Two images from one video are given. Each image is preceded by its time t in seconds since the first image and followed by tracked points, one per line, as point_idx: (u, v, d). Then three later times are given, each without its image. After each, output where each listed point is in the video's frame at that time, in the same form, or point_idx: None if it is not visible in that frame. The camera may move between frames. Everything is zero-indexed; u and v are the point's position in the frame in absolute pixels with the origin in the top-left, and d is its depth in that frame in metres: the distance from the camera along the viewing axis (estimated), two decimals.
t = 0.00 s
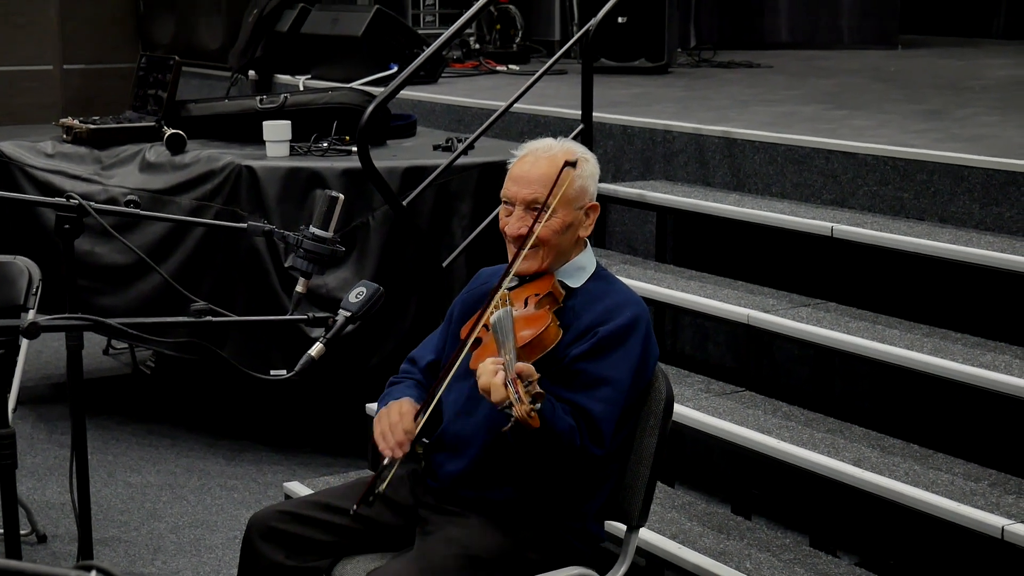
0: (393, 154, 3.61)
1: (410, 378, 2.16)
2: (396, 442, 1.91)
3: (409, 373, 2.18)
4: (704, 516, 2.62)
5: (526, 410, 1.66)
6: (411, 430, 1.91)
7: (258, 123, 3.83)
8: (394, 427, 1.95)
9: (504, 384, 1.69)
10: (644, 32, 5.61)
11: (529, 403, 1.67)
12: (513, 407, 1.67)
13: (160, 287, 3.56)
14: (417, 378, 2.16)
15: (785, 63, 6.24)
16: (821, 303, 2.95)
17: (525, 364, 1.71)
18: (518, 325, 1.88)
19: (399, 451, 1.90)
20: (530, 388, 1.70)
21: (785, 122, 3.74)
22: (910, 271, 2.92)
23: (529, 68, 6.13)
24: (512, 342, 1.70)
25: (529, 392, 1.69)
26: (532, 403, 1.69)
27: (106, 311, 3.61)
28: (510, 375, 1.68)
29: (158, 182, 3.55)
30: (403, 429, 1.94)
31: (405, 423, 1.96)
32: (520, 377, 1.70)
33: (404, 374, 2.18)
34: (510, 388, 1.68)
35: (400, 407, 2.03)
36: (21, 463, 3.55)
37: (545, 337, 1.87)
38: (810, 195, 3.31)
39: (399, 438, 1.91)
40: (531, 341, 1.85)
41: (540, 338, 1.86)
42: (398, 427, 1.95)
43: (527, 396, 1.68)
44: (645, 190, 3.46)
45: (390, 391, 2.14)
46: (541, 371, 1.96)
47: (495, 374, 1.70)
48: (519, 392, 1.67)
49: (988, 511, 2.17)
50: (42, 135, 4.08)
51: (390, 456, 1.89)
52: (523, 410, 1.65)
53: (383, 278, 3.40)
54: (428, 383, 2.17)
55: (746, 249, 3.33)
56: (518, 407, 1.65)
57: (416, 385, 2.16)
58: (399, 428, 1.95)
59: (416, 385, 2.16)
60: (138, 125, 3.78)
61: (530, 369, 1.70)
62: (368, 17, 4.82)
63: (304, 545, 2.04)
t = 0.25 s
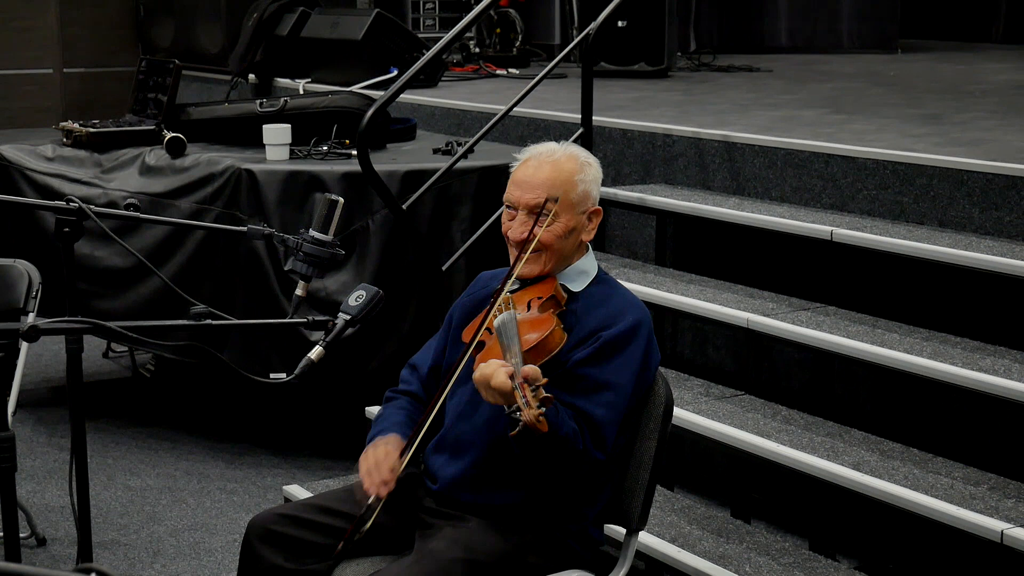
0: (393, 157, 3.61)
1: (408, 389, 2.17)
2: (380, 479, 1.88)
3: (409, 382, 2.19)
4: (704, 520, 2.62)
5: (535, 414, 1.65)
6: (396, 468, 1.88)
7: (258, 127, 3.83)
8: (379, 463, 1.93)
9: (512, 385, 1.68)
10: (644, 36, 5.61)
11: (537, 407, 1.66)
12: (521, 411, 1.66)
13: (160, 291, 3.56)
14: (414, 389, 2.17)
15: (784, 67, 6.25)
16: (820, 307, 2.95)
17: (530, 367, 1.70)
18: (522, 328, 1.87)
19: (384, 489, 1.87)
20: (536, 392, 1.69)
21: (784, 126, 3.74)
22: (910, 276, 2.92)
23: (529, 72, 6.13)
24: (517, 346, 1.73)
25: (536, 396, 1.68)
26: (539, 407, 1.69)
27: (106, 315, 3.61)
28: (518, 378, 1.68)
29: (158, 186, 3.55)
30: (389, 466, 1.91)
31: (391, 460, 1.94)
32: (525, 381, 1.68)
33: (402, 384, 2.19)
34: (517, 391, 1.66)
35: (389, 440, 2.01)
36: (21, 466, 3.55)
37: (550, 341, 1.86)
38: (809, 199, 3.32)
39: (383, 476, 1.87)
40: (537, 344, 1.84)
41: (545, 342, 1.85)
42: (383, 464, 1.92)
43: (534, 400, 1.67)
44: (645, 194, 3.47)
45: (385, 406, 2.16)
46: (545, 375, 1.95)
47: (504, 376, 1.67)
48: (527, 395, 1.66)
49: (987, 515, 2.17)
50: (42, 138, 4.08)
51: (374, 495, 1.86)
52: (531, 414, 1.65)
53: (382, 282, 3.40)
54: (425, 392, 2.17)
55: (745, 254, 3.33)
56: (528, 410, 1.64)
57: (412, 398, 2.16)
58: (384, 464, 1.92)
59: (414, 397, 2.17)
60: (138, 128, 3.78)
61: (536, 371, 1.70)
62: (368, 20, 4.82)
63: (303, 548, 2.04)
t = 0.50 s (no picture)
0: (392, 159, 3.61)
1: (403, 398, 2.19)
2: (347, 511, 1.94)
3: (405, 389, 2.20)
4: (703, 522, 2.61)
5: (533, 416, 1.64)
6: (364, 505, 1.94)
7: (257, 129, 3.83)
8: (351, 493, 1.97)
9: (511, 390, 1.68)
10: (644, 38, 5.62)
11: (535, 409, 1.65)
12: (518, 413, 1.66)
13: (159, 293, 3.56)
14: (406, 398, 2.18)
15: (784, 69, 6.25)
16: (820, 309, 2.95)
17: (529, 370, 1.70)
18: (521, 330, 1.87)
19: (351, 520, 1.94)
20: (535, 394, 1.70)
21: (784, 128, 3.74)
22: (909, 278, 2.92)
23: (528, 74, 6.13)
24: (515, 347, 1.71)
25: (535, 399, 1.69)
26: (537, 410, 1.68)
27: (106, 317, 3.61)
28: (517, 381, 1.67)
29: (158, 188, 3.55)
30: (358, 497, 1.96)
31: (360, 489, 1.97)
32: (525, 384, 1.69)
33: (397, 394, 2.20)
34: (516, 394, 1.66)
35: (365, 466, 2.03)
36: (21, 469, 3.55)
37: (550, 343, 1.86)
38: (808, 201, 3.32)
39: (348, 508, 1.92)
40: (536, 346, 1.84)
41: (545, 343, 1.85)
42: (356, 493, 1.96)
43: (532, 402, 1.67)
44: (644, 196, 3.47)
45: (377, 419, 2.18)
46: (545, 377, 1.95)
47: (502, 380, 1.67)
48: (525, 398, 1.66)
49: (987, 517, 2.17)
50: (42, 141, 4.08)
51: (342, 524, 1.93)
52: (529, 417, 1.64)
53: (382, 284, 3.40)
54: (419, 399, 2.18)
55: (745, 255, 3.33)
56: (525, 413, 1.64)
57: (403, 408, 2.18)
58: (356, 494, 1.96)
59: (406, 408, 2.18)
60: (138, 131, 3.78)
61: (535, 375, 1.69)
62: (367, 22, 4.82)
63: (303, 550, 2.04)
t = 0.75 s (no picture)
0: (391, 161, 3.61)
1: (409, 391, 2.19)
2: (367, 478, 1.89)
3: (409, 385, 2.20)
4: (704, 522, 2.61)
5: (530, 418, 1.64)
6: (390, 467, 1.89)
7: (256, 131, 3.83)
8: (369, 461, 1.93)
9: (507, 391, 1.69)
10: (643, 38, 5.62)
11: (532, 411, 1.66)
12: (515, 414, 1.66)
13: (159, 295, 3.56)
14: (413, 393, 2.18)
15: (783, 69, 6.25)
16: (819, 309, 2.95)
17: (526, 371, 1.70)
18: (518, 332, 1.88)
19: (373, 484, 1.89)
20: (532, 396, 1.69)
21: (783, 128, 3.74)
22: (909, 277, 2.92)
23: (528, 75, 6.14)
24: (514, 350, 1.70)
25: (532, 400, 1.68)
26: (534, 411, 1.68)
27: (105, 320, 3.61)
28: (514, 382, 1.67)
29: (157, 191, 3.55)
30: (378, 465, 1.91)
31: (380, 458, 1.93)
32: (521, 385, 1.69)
33: (404, 387, 2.20)
34: (512, 395, 1.67)
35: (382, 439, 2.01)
36: (21, 472, 3.55)
37: (546, 345, 1.86)
38: (808, 201, 3.32)
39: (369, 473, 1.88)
40: (534, 347, 1.85)
41: (542, 344, 1.86)
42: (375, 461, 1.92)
43: (529, 403, 1.67)
44: (644, 197, 3.46)
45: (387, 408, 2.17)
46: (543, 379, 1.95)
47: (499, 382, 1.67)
48: (522, 399, 1.66)
49: (987, 516, 2.17)
50: (42, 144, 4.08)
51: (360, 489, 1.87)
52: (526, 418, 1.64)
53: (381, 285, 3.40)
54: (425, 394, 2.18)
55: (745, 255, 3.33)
56: (522, 414, 1.64)
57: (411, 401, 2.17)
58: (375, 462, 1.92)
59: (413, 399, 2.18)
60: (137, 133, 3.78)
61: (532, 375, 1.69)
62: (367, 24, 4.82)
63: (303, 552, 2.04)
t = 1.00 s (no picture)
0: (391, 157, 3.61)
1: (405, 392, 2.19)
2: (357, 490, 1.94)
3: (406, 384, 2.20)
4: (703, 518, 2.61)
5: (536, 413, 1.63)
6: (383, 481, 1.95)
7: (256, 127, 3.83)
8: (356, 470, 1.97)
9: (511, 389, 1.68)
10: (643, 34, 5.61)
11: (537, 406, 1.65)
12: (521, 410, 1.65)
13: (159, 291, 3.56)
14: (409, 394, 2.19)
15: (783, 64, 6.24)
16: (819, 304, 2.95)
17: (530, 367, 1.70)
18: (520, 327, 1.87)
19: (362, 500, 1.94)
20: (536, 391, 1.70)
21: (783, 124, 3.74)
22: (908, 273, 2.92)
23: (527, 70, 6.13)
24: (515, 345, 1.71)
25: (536, 395, 1.68)
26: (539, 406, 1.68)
27: (105, 316, 3.61)
28: (518, 378, 1.67)
29: (156, 187, 3.55)
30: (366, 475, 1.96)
31: (369, 468, 1.98)
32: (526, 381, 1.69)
33: (399, 388, 2.20)
34: (518, 391, 1.66)
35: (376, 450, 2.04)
36: (21, 468, 3.55)
37: (549, 340, 1.86)
38: (807, 197, 3.32)
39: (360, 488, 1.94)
40: (536, 343, 1.84)
41: (544, 340, 1.85)
42: (363, 471, 1.97)
43: (534, 399, 1.67)
44: (643, 192, 3.46)
45: (380, 413, 2.18)
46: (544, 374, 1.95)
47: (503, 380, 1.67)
48: (527, 395, 1.65)
49: (987, 511, 2.17)
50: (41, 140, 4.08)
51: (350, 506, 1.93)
52: (532, 414, 1.63)
53: (381, 281, 3.40)
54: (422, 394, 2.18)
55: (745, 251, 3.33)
56: (528, 409, 1.63)
57: (406, 403, 2.18)
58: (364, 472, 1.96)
59: (408, 401, 2.19)
60: (137, 129, 3.78)
61: (536, 371, 1.69)
62: (367, 20, 4.82)
63: (304, 548, 2.04)
